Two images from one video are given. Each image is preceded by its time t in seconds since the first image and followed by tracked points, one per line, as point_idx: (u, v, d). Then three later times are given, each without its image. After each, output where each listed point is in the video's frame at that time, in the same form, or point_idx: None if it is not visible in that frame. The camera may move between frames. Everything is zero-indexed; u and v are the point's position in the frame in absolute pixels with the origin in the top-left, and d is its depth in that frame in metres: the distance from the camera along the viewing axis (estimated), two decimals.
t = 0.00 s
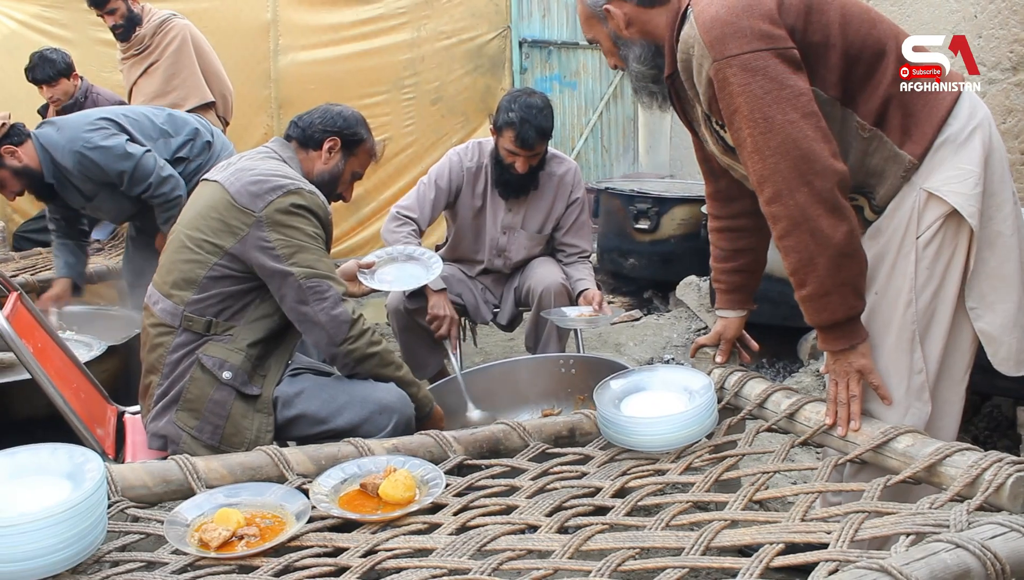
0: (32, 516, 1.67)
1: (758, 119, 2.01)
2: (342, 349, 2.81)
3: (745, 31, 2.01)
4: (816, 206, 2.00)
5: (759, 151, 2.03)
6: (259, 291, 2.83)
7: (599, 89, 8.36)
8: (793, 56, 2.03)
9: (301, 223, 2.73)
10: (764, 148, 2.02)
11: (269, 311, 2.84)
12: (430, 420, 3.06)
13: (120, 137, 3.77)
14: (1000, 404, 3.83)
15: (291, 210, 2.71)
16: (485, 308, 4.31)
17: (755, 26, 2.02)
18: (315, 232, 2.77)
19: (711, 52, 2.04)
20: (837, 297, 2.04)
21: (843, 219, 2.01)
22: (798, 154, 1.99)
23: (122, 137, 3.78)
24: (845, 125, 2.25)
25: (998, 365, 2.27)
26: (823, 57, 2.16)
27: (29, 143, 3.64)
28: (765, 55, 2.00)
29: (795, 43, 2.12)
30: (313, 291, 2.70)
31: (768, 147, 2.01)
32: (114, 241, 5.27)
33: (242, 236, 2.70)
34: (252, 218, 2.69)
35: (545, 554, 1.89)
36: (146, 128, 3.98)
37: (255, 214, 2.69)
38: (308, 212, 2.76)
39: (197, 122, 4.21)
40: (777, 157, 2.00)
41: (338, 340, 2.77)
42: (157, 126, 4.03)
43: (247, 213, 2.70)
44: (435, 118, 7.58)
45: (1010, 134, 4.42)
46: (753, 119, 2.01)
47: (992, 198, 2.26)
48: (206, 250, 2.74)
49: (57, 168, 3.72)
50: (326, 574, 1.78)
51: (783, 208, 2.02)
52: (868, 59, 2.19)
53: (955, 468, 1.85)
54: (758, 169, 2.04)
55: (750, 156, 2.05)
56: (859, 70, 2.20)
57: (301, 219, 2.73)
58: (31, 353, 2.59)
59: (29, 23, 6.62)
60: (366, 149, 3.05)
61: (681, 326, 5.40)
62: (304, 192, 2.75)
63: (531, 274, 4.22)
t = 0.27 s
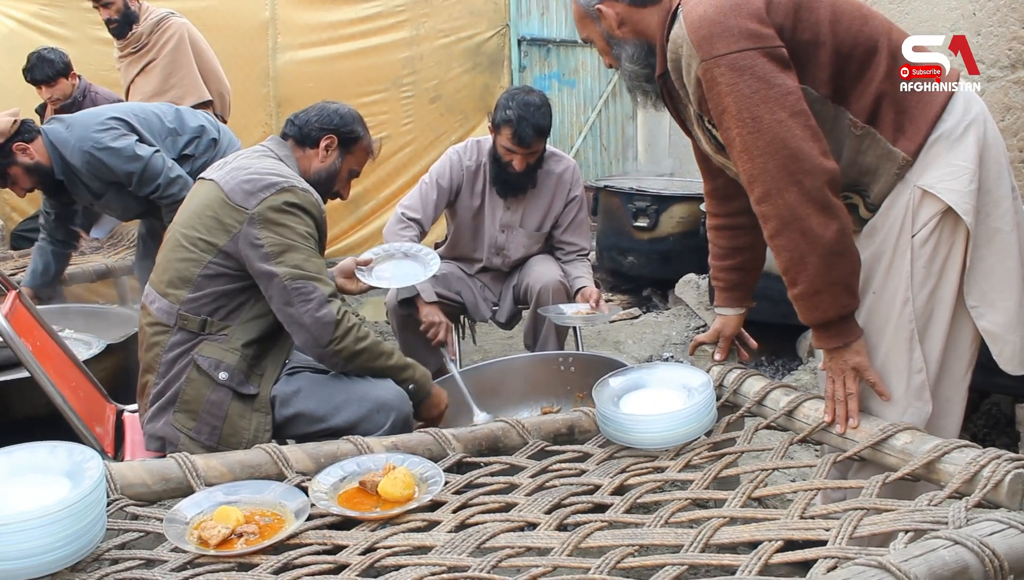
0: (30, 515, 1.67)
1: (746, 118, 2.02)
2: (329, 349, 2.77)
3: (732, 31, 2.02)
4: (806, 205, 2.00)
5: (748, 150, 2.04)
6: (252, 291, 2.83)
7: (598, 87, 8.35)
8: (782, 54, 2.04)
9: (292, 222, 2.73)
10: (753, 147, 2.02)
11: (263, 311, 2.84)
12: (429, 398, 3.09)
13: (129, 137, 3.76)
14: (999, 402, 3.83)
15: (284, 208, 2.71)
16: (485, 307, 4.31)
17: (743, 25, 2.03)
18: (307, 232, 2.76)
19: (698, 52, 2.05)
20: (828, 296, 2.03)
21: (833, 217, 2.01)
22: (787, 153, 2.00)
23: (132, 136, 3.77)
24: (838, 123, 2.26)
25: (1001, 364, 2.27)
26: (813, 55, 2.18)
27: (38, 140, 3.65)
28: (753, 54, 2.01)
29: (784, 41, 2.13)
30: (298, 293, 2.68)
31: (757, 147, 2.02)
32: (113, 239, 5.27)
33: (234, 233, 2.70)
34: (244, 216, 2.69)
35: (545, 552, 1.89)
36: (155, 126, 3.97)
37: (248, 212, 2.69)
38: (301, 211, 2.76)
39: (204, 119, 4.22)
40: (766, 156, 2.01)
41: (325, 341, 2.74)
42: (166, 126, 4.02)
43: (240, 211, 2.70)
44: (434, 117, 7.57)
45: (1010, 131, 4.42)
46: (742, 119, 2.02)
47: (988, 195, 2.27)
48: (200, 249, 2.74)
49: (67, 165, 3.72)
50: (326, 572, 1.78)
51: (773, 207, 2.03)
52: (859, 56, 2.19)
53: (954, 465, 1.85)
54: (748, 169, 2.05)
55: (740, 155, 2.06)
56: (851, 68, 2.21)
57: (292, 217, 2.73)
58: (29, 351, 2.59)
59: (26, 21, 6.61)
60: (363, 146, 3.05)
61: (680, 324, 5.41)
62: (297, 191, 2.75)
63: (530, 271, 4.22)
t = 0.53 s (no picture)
0: (30, 512, 1.67)
1: (739, 119, 2.02)
2: (333, 352, 2.77)
3: (726, 33, 2.03)
4: (798, 203, 2.01)
5: (741, 150, 2.04)
6: (251, 291, 2.83)
7: (598, 87, 8.34)
8: (774, 56, 2.05)
9: (292, 225, 2.72)
10: (746, 147, 2.03)
11: (262, 311, 2.84)
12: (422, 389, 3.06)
13: (141, 134, 3.76)
14: (999, 403, 3.84)
15: (284, 211, 2.71)
16: (485, 306, 4.31)
17: (736, 28, 2.03)
18: (307, 235, 2.76)
19: (693, 54, 2.06)
20: (821, 294, 2.04)
21: (825, 216, 2.02)
22: (779, 152, 2.00)
23: (144, 134, 3.77)
24: (831, 124, 2.25)
25: (1000, 363, 2.23)
26: (805, 57, 2.17)
27: (47, 140, 3.64)
28: (747, 56, 2.02)
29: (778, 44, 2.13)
30: (300, 297, 2.68)
31: (750, 146, 2.02)
32: (114, 238, 5.28)
33: (233, 235, 2.70)
34: (244, 218, 2.69)
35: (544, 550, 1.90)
36: (165, 124, 3.98)
37: (247, 213, 2.69)
38: (302, 213, 2.75)
39: (211, 116, 4.23)
40: (758, 155, 2.02)
41: (329, 345, 2.74)
42: (175, 123, 4.03)
43: (240, 212, 2.70)
44: (435, 116, 7.57)
45: (1010, 132, 4.42)
46: (735, 119, 2.03)
47: (980, 194, 2.27)
48: (199, 249, 2.74)
49: (78, 163, 3.72)
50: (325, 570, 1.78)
51: (766, 205, 2.03)
52: (852, 58, 2.20)
53: (952, 464, 1.85)
54: (741, 168, 2.06)
55: (733, 155, 2.06)
56: (843, 70, 2.21)
57: (293, 220, 2.72)
58: (30, 350, 2.59)
59: (28, 20, 6.63)
60: (365, 146, 3.05)
61: (681, 323, 5.45)
62: (297, 193, 2.75)
63: (530, 270, 4.22)
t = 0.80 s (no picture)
0: (31, 513, 1.68)
1: (737, 115, 2.07)
2: (342, 354, 2.80)
3: (726, 37, 2.10)
4: (794, 195, 2.04)
5: (738, 145, 2.08)
6: (255, 292, 2.84)
7: (599, 88, 8.35)
8: (771, 60, 2.11)
9: (298, 228, 2.73)
10: (743, 142, 2.07)
11: (266, 312, 2.85)
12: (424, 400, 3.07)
13: (148, 137, 3.76)
14: (999, 403, 3.85)
15: (289, 214, 2.71)
16: (485, 307, 4.31)
17: (735, 32, 2.10)
18: (313, 237, 2.77)
19: (694, 55, 2.12)
20: (815, 283, 2.03)
21: (819, 209, 2.05)
22: (775, 147, 2.04)
23: (151, 137, 3.78)
24: (822, 126, 2.34)
25: (979, 352, 2.38)
26: (799, 62, 2.25)
27: (52, 141, 3.62)
28: (745, 58, 2.08)
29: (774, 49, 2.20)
30: (311, 298, 2.70)
31: (746, 142, 2.06)
32: (114, 239, 5.27)
33: (239, 237, 2.71)
34: (250, 221, 2.69)
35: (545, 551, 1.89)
36: (170, 126, 3.98)
37: (254, 217, 2.69)
38: (307, 216, 2.75)
39: (214, 117, 4.24)
40: (755, 150, 2.05)
41: (338, 346, 2.77)
42: (179, 124, 4.03)
43: (246, 215, 2.70)
44: (436, 117, 7.58)
45: (1010, 133, 4.45)
46: (733, 116, 2.08)
47: (960, 194, 2.40)
48: (204, 251, 2.74)
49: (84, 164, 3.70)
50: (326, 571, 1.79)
51: (762, 197, 2.06)
52: (842, 65, 2.29)
53: (953, 465, 1.85)
54: (737, 162, 2.09)
55: (730, 150, 2.10)
56: (834, 76, 2.30)
57: (298, 223, 2.73)
58: (32, 350, 2.60)
59: (28, 22, 6.63)
60: (368, 149, 3.06)
61: (681, 324, 5.45)
62: (303, 197, 2.74)
63: (530, 271, 4.22)
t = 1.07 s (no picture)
0: (30, 512, 1.68)
1: (728, 117, 2.19)
2: (352, 352, 2.82)
3: (718, 41, 2.19)
4: (777, 195, 2.20)
5: (727, 145, 2.22)
6: (260, 291, 2.84)
7: (599, 88, 8.35)
8: (761, 62, 2.22)
9: (304, 228, 2.73)
10: (733, 142, 2.21)
11: (269, 310, 2.85)
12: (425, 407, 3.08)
13: (148, 138, 3.77)
14: (999, 404, 3.84)
15: (294, 215, 2.71)
16: (485, 307, 4.30)
17: (727, 36, 2.20)
18: (318, 238, 2.78)
19: (687, 57, 2.22)
20: (785, 278, 2.23)
21: (799, 208, 2.22)
22: (763, 149, 2.19)
23: (151, 137, 3.79)
24: (812, 125, 2.38)
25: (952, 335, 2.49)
26: (786, 63, 2.31)
27: (52, 142, 3.60)
28: (736, 62, 2.19)
29: (762, 51, 2.27)
30: (319, 298, 2.72)
31: (736, 142, 2.20)
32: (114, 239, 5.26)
33: (245, 238, 2.71)
34: (255, 222, 2.70)
35: (544, 551, 1.90)
36: (170, 126, 3.99)
37: (259, 217, 2.69)
38: (311, 217, 2.76)
39: (213, 116, 4.25)
40: (744, 151, 2.20)
41: (348, 344, 2.79)
42: (179, 125, 4.04)
43: (250, 216, 2.70)
44: (436, 117, 7.59)
45: (1009, 133, 4.45)
46: (724, 117, 2.20)
47: (945, 190, 2.45)
48: (207, 251, 2.74)
49: (83, 165, 3.69)
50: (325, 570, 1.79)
51: (747, 195, 2.22)
52: (829, 65, 2.33)
53: (953, 466, 1.85)
54: (725, 161, 2.23)
55: (719, 149, 2.24)
56: (821, 77, 2.35)
57: (303, 223, 2.73)
58: (32, 350, 2.60)
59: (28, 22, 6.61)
60: (370, 149, 3.05)
61: (680, 325, 5.44)
62: (307, 197, 2.75)
63: (532, 271, 4.22)
